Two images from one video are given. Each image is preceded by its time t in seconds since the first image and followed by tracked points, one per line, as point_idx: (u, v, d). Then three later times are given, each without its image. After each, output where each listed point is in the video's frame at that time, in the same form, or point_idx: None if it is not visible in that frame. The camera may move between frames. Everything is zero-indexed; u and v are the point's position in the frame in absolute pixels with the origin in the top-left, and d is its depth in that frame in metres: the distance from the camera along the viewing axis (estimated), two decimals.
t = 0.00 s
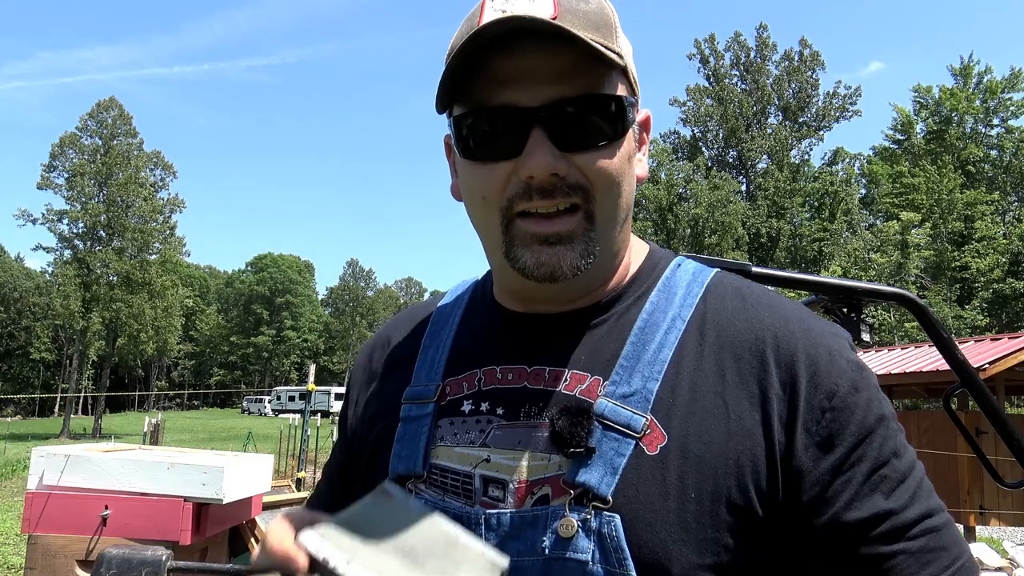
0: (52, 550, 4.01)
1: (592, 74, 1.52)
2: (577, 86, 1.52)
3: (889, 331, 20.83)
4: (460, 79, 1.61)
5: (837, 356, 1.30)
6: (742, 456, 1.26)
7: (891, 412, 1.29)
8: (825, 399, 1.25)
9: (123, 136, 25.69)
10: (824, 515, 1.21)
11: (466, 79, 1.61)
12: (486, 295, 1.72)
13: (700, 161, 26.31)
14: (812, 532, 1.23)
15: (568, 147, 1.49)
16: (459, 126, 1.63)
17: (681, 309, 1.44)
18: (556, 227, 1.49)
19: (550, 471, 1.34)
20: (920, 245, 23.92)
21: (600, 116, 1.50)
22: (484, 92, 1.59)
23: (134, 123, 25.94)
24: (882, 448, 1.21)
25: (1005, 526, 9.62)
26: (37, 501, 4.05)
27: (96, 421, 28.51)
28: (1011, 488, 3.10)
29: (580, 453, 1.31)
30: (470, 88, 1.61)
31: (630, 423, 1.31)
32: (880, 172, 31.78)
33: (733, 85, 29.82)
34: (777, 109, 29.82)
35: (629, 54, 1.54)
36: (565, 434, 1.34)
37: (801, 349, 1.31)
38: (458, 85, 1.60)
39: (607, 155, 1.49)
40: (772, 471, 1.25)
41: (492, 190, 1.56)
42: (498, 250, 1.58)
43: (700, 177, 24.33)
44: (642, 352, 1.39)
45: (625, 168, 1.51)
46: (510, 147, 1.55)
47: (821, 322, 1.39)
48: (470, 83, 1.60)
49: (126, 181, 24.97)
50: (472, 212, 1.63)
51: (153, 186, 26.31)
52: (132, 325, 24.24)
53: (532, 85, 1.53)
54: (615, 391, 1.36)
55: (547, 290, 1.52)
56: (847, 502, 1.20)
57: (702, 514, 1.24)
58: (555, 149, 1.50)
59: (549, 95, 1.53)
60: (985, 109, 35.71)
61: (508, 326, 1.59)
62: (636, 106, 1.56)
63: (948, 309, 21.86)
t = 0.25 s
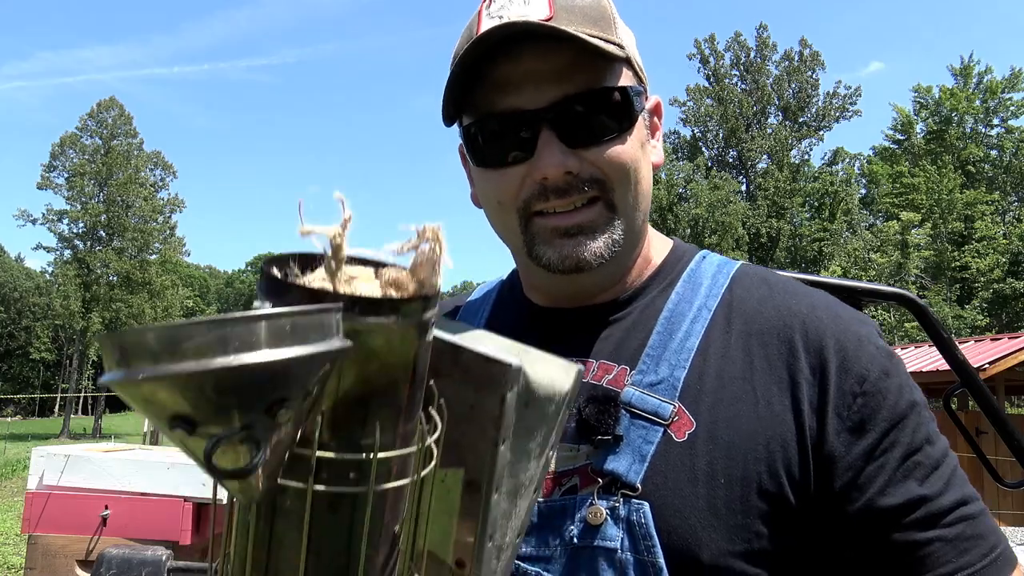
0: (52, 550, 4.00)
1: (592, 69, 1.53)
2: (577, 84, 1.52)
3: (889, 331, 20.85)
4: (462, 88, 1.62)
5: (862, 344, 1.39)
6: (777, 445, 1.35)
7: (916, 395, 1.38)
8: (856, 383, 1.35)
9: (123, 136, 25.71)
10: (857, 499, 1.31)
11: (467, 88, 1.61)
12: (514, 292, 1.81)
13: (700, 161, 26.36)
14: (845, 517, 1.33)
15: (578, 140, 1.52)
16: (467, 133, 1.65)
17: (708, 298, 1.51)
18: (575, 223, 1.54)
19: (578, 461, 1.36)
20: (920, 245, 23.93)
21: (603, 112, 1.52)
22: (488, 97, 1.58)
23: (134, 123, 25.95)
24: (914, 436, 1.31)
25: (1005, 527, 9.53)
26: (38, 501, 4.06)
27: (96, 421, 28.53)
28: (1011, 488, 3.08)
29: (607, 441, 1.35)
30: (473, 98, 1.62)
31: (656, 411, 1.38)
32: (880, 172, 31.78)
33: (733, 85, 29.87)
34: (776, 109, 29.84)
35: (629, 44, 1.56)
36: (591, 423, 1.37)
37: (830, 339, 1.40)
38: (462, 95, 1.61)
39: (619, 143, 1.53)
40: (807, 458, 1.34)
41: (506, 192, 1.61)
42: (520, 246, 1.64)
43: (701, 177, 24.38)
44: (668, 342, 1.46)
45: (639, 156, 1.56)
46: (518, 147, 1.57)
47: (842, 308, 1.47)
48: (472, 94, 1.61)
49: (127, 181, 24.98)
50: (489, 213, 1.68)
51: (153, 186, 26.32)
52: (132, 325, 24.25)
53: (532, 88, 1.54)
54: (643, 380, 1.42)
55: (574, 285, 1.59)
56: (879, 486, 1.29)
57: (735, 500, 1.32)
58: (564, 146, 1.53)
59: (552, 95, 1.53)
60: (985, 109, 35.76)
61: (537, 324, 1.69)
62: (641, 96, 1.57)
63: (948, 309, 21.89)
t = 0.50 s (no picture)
0: (52, 550, 4.00)
1: (601, 58, 1.56)
2: (586, 72, 1.55)
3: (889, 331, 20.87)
4: (471, 79, 1.65)
5: (890, 339, 1.39)
6: (811, 441, 1.34)
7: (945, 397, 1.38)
8: (887, 381, 1.34)
9: (123, 135, 25.66)
10: (892, 500, 1.29)
11: (477, 79, 1.65)
12: (521, 298, 1.78)
13: (700, 161, 26.36)
14: (881, 517, 1.30)
15: (589, 127, 1.52)
16: (476, 126, 1.67)
17: (725, 298, 1.52)
18: (589, 212, 1.51)
19: (606, 472, 1.37)
20: (920, 245, 23.95)
21: (607, 99, 1.53)
22: (494, 86, 1.63)
23: (134, 123, 25.92)
24: (945, 432, 1.30)
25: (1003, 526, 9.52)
26: (37, 501, 4.01)
27: (96, 421, 28.49)
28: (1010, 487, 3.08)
29: (638, 450, 1.36)
30: (482, 90, 1.65)
31: (688, 416, 1.37)
32: (880, 172, 31.80)
33: (733, 85, 29.87)
34: (777, 109, 29.79)
35: (637, 32, 1.58)
36: (620, 434, 1.37)
37: (856, 336, 1.39)
38: (471, 87, 1.65)
39: (631, 129, 1.53)
40: (843, 456, 1.33)
41: (515, 184, 1.59)
42: (530, 242, 1.61)
43: (701, 178, 24.36)
44: (691, 345, 1.46)
45: (651, 149, 1.55)
46: (529, 137, 1.58)
47: (866, 304, 1.47)
48: (483, 83, 1.64)
49: (127, 181, 24.92)
50: (498, 210, 1.67)
51: (153, 186, 26.23)
52: (131, 325, 24.21)
53: (542, 74, 1.57)
54: (668, 385, 1.42)
55: (580, 277, 1.56)
56: (913, 485, 1.27)
57: (770, 505, 1.31)
58: (577, 135, 1.53)
59: (561, 82, 1.56)
60: (985, 109, 35.74)
61: (552, 327, 1.64)
62: (651, 86, 1.59)
63: (948, 309, 21.90)
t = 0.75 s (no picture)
0: (52, 551, 3.95)
1: (601, 54, 1.51)
2: (585, 68, 1.50)
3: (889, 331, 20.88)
4: (463, 82, 1.62)
5: (916, 348, 1.24)
6: (833, 461, 1.21)
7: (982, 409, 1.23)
8: (914, 399, 1.20)
9: (123, 135, 25.66)
10: (922, 528, 1.16)
11: (468, 81, 1.61)
12: (522, 314, 1.69)
13: (700, 161, 26.36)
14: (911, 545, 1.17)
15: (586, 130, 1.46)
16: (467, 134, 1.63)
17: (736, 309, 1.39)
18: (587, 217, 1.41)
19: (613, 507, 1.30)
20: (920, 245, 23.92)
21: (603, 100, 1.47)
22: (486, 89, 1.59)
23: (134, 123, 25.93)
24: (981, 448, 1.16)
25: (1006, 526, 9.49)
26: (37, 501, 4.01)
27: (96, 421, 28.49)
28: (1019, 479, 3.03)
29: (647, 486, 1.27)
30: (473, 93, 1.61)
31: (699, 445, 1.26)
32: (879, 172, 31.81)
33: (733, 85, 29.87)
34: (777, 109, 29.78)
35: (635, 26, 1.51)
36: (626, 468, 1.29)
37: (877, 347, 1.26)
38: (461, 89, 1.62)
39: (628, 130, 1.46)
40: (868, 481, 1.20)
41: (511, 192, 1.53)
42: (530, 256, 1.52)
43: (701, 178, 24.35)
44: (700, 368, 1.34)
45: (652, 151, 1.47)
46: (524, 138, 1.52)
47: (884, 309, 1.33)
48: (473, 86, 1.61)
49: (126, 181, 24.93)
50: (495, 221, 1.60)
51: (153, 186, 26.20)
52: (131, 325, 24.23)
53: (535, 74, 1.53)
54: (678, 410, 1.31)
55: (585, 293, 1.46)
56: (947, 514, 1.14)
57: (792, 543, 1.20)
58: (575, 136, 1.47)
59: (558, 81, 1.51)
60: (984, 109, 35.74)
61: (552, 343, 1.53)
62: (651, 82, 1.53)
63: (948, 309, 21.91)
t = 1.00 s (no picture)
0: (52, 550, 3.95)
1: (605, 62, 1.48)
2: (590, 81, 1.48)
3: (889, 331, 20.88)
4: (473, 88, 1.61)
5: (932, 372, 1.20)
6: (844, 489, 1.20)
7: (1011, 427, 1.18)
8: (931, 423, 1.16)
9: (123, 135, 25.66)
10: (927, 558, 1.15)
11: (478, 89, 1.60)
12: (535, 326, 1.68)
13: (700, 161, 26.33)
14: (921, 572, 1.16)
15: (590, 146, 1.44)
16: (474, 144, 1.63)
17: (745, 324, 1.38)
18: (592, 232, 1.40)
19: (610, 523, 1.32)
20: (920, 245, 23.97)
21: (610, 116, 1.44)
22: (495, 100, 1.58)
23: (134, 123, 25.93)
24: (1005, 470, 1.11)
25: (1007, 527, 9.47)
26: (37, 501, 4.01)
27: (96, 421, 28.46)
28: None
29: (641, 504, 1.29)
30: (479, 105, 1.61)
31: (695, 468, 1.26)
32: (879, 172, 31.84)
33: (732, 85, 29.84)
34: (776, 109, 29.73)
35: (647, 36, 1.48)
36: (622, 485, 1.32)
37: (885, 372, 1.22)
38: (465, 98, 1.62)
39: (633, 146, 1.43)
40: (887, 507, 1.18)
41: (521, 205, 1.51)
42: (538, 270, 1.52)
43: (701, 178, 24.33)
44: (703, 385, 1.33)
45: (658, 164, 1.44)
46: (531, 152, 1.51)
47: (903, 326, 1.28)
48: (478, 96, 1.60)
49: (127, 181, 24.94)
50: (504, 231, 1.58)
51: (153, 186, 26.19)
52: (131, 325, 24.22)
53: (539, 87, 1.51)
54: (677, 429, 1.31)
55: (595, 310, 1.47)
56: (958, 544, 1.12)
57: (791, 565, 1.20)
58: (579, 153, 1.45)
59: (562, 94, 1.49)
60: (984, 109, 35.74)
61: (562, 349, 1.55)
62: (659, 95, 1.49)
63: (948, 309, 21.91)
